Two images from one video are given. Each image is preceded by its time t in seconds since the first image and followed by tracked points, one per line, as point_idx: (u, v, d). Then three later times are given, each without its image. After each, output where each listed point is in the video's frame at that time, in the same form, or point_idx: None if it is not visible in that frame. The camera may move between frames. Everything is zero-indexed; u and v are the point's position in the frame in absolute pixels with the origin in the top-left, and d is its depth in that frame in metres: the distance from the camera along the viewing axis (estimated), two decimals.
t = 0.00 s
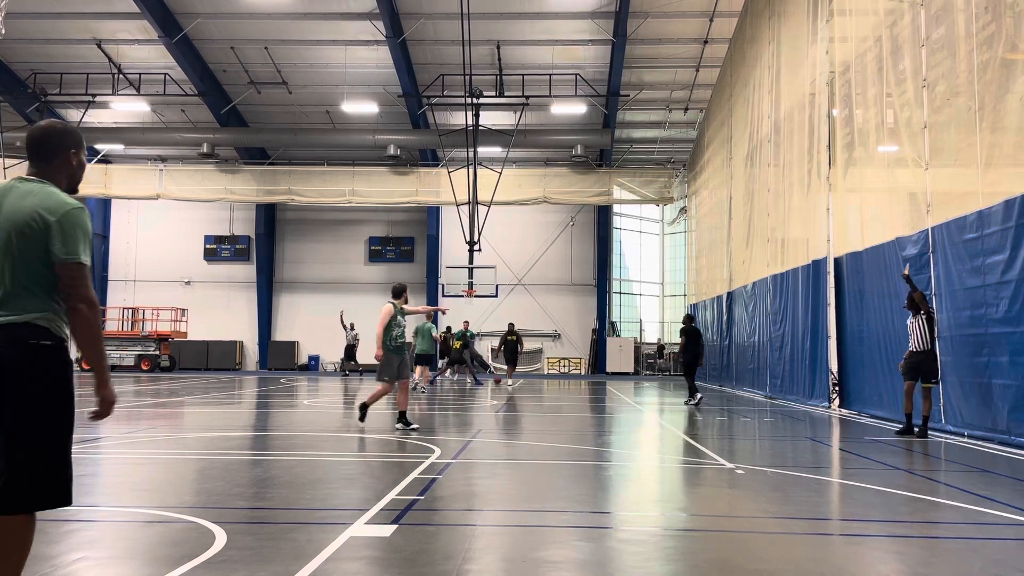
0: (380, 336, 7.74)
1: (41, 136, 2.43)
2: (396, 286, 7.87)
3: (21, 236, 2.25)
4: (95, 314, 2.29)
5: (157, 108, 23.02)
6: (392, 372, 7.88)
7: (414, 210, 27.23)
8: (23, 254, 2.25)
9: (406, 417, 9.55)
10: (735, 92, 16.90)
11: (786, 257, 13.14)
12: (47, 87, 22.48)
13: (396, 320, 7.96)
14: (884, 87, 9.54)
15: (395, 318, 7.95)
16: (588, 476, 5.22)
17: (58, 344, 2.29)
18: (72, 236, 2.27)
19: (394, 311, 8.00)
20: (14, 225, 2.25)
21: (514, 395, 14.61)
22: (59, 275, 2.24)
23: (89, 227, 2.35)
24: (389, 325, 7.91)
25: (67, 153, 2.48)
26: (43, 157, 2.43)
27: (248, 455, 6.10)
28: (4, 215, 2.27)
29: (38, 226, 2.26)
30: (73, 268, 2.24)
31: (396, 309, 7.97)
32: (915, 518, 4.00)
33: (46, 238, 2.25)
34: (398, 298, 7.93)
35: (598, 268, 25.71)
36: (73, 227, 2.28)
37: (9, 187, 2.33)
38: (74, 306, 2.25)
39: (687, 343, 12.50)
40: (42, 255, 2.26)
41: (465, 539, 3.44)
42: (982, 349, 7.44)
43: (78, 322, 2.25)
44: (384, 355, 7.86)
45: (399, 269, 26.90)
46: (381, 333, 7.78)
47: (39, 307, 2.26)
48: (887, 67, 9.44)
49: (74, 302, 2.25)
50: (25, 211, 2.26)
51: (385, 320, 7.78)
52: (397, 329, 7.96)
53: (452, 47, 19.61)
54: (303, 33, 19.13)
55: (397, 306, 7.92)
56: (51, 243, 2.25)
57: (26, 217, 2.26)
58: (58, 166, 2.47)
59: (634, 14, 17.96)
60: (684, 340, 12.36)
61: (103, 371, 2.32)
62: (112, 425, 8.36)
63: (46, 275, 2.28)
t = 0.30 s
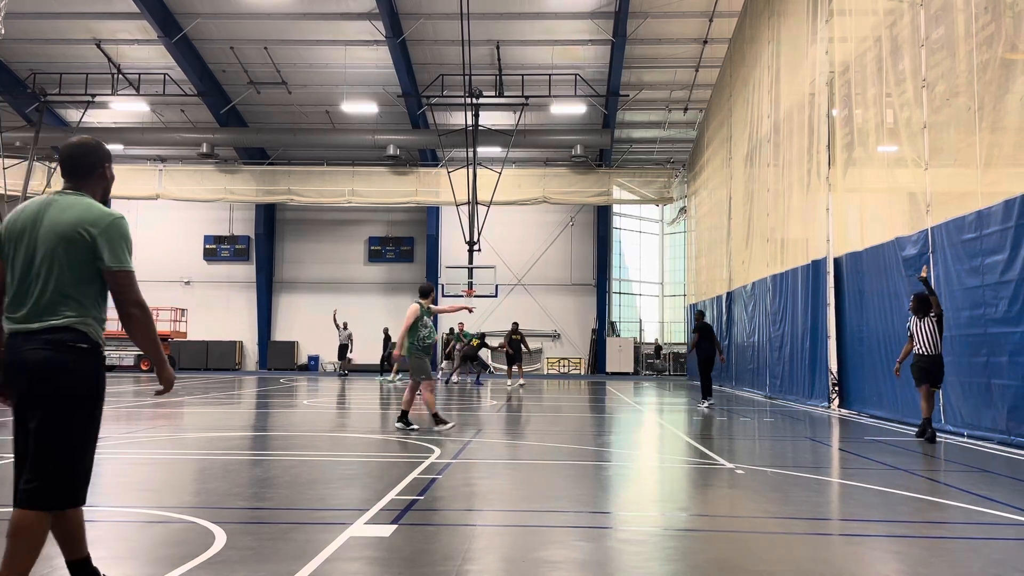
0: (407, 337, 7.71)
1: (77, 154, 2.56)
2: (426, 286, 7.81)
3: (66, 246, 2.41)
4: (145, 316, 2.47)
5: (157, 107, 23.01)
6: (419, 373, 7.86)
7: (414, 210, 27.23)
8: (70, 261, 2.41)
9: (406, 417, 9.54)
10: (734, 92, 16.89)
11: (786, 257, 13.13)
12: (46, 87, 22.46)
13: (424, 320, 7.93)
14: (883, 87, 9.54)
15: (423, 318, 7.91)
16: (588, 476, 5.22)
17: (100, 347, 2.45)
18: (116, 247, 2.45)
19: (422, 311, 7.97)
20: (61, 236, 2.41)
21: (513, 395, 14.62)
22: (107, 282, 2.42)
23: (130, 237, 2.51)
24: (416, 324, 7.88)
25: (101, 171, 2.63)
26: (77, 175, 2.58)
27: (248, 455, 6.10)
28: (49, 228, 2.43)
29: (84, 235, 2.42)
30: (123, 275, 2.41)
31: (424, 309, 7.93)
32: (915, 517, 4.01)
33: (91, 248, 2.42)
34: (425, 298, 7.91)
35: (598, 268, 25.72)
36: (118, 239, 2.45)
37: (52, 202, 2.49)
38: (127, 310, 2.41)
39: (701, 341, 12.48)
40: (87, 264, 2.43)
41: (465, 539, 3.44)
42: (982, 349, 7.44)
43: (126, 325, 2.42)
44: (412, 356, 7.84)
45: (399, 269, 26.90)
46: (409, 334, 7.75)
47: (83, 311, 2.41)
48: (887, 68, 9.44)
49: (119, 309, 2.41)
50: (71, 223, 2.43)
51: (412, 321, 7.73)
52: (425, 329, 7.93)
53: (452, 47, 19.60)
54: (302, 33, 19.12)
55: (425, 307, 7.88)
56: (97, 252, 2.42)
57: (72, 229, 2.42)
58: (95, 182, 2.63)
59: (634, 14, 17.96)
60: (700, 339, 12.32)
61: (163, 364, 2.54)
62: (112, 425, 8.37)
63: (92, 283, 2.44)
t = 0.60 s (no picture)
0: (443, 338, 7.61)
1: (106, 162, 2.70)
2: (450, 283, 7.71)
3: (100, 246, 2.52)
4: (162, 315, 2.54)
5: (157, 108, 23.01)
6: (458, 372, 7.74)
7: (414, 210, 27.24)
8: (104, 261, 2.52)
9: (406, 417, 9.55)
10: (734, 92, 16.87)
11: (785, 257, 13.13)
12: (46, 86, 22.45)
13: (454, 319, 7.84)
14: (883, 87, 9.55)
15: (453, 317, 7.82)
16: (588, 476, 5.23)
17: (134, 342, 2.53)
18: (145, 242, 2.53)
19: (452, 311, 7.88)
20: (96, 237, 2.54)
21: (513, 395, 14.64)
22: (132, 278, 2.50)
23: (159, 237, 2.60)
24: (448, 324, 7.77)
25: (130, 179, 2.76)
26: (107, 182, 2.71)
27: (247, 455, 6.11)
28: (85, 232, 2.56)
29: (115, 235, 2.53)
30: (144, 269, 2.48)
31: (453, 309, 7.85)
32: (914, 518, 4.01)
33: (121, 246, 2.52)
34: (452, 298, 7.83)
35: (598, 268, 25.72)
36: (145, 235, 2.54)
37: (87, 209, 2.62)
38: (144, 304, 2.50)
39: (722, 343, 11.41)
40: (118, 261, 2.52)
41: (464, 539, 3.45)
42: (982, 350, 7.45)
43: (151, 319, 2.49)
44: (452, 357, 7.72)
45: (399, 269, 26.90)
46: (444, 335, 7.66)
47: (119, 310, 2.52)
48: (887, 68, 9.43)
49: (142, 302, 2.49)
50: (104, 224, 2.55)
51: (448, 323, 7.69)
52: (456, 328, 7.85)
53: (451, 47, 19.60)
54: (302, 33, 19.11)
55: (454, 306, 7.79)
56: (126, 249, 2.51)
57: (105, 231, 2.54)
58: (126, 188, 2.76)
59: (634, 13, 17.96)
60: (721, 342, 11.35)
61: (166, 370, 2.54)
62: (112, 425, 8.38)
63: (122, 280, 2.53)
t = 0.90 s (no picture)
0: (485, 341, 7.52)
1: (137, 170, 2.90)
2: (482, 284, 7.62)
3: (128, 249, 2.73)
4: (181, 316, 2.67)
5: (157, 108, 23.01)
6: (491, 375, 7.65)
7: (414, 211, 27.25)
8: (132, 262, 2.72)
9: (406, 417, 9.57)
10: (734, 92, 16.87)
11: (785, 258, 13.14)
12: (46, 86, 22.46)
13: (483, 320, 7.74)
14: (883, 87, 9.55)
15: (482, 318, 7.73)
16: (588, 476, 5.24)
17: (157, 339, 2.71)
18: (169, 245, 2.70)
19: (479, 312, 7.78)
20: (126, 240, 2.74)
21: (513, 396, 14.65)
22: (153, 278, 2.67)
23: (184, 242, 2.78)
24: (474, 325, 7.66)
25: (161, 187, 2.96)
26: (139, 189, 2.91)
27: (248, 455, 6.12)
28: (114, 234, 2.77)
29: (142, 238, 2.72)
30: (163, 269, 2.63)
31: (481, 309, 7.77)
32: (914, 518, 4.02)
33: (146, 248, 2.71)
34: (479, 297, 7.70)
35: (598, 268, 25.74)
36: (169, 239, 2.71)
37: (118, 212, 2.82)
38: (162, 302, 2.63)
39: (739, 340, 10.82)
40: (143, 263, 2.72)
41: (464, 539, 3.45)
42: (981, 349, 7.46)
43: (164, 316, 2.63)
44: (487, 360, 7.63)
45: (399, 270, 26.91)
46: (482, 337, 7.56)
47: (146, 310, 2.71)
48: (887, 68, 9.44)
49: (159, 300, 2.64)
50: (132, 229, 2.75)
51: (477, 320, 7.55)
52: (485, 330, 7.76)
53: (451, 47, 19.60)
54: (302, 33, 19.11)
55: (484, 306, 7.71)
56: (150, 251, 2.69)
57: (133, 234, 2.74)
58: (157, 196, 2.96)
59: (634, 14, 17.96)
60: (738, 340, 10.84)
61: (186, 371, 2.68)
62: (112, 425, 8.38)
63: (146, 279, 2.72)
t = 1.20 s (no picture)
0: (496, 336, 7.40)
1: (173, 178, 2.97)
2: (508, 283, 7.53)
3: (162, 256, 2.79)
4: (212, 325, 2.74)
5: (157, 108, 23.02)
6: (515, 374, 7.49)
7: (414, 211, 27.26)
8: (166, 270, 2.79)
9: (406, 417, 9.58)
10: (734, 92, 16.87)
11: (785, 258, 13.15)
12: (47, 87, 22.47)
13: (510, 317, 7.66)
14: (883, 88, 9.55)
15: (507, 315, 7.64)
16: (587, 476, 5.24)
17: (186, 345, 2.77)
18: (203, 259, 2.78)
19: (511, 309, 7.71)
20: (160, 248, 2.80)
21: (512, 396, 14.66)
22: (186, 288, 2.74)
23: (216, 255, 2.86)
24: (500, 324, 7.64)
25: (191, 195, 3.01)
26: (169, 196, 2.97)
27: (248, 455, 6.13)
28: (148, 240, 2.83)
29: (177, 248, 2.79)
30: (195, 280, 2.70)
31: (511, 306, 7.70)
32: (913, 518, 4.02)
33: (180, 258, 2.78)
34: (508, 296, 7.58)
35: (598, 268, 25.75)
36: (203, 252, 2.79)
37: (151, 218, 2.89)
38: (194, 313, 2.70)
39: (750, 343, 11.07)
40: (175, 271, 2.78)
41: (464, 540, 3.45)
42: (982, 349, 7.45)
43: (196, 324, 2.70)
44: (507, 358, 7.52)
45: (399, 270, 26.91)
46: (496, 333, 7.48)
47: (178, 317, 2.78)
48: (887, 68, 9.44)
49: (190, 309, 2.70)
50: (166, 237, 2.81)
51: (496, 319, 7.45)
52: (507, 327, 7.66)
53: (451, 48, 19.61)
54: (302, 33, 19.11)
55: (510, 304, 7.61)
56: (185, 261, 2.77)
57: (168, 243, 2.80)
58: (188, 204, 3.01)
59: (634, 14, 17.95)
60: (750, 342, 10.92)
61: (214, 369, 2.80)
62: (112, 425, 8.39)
63: (177, 288, 2.79)
